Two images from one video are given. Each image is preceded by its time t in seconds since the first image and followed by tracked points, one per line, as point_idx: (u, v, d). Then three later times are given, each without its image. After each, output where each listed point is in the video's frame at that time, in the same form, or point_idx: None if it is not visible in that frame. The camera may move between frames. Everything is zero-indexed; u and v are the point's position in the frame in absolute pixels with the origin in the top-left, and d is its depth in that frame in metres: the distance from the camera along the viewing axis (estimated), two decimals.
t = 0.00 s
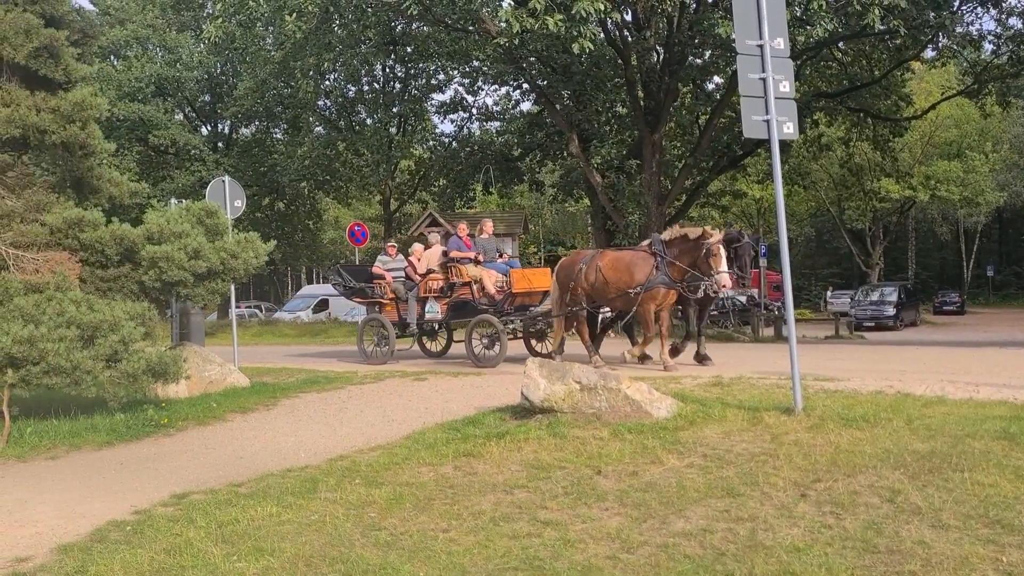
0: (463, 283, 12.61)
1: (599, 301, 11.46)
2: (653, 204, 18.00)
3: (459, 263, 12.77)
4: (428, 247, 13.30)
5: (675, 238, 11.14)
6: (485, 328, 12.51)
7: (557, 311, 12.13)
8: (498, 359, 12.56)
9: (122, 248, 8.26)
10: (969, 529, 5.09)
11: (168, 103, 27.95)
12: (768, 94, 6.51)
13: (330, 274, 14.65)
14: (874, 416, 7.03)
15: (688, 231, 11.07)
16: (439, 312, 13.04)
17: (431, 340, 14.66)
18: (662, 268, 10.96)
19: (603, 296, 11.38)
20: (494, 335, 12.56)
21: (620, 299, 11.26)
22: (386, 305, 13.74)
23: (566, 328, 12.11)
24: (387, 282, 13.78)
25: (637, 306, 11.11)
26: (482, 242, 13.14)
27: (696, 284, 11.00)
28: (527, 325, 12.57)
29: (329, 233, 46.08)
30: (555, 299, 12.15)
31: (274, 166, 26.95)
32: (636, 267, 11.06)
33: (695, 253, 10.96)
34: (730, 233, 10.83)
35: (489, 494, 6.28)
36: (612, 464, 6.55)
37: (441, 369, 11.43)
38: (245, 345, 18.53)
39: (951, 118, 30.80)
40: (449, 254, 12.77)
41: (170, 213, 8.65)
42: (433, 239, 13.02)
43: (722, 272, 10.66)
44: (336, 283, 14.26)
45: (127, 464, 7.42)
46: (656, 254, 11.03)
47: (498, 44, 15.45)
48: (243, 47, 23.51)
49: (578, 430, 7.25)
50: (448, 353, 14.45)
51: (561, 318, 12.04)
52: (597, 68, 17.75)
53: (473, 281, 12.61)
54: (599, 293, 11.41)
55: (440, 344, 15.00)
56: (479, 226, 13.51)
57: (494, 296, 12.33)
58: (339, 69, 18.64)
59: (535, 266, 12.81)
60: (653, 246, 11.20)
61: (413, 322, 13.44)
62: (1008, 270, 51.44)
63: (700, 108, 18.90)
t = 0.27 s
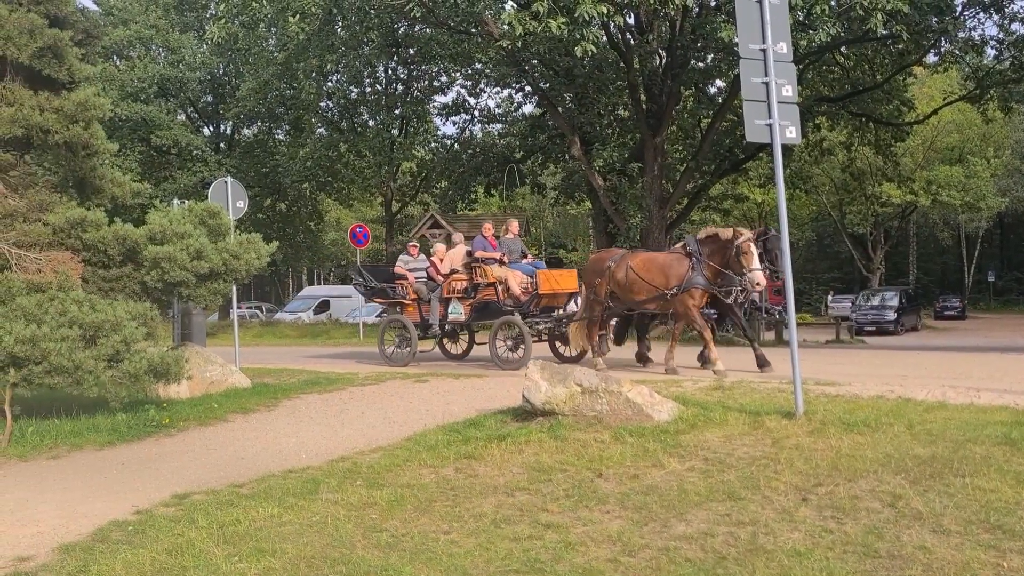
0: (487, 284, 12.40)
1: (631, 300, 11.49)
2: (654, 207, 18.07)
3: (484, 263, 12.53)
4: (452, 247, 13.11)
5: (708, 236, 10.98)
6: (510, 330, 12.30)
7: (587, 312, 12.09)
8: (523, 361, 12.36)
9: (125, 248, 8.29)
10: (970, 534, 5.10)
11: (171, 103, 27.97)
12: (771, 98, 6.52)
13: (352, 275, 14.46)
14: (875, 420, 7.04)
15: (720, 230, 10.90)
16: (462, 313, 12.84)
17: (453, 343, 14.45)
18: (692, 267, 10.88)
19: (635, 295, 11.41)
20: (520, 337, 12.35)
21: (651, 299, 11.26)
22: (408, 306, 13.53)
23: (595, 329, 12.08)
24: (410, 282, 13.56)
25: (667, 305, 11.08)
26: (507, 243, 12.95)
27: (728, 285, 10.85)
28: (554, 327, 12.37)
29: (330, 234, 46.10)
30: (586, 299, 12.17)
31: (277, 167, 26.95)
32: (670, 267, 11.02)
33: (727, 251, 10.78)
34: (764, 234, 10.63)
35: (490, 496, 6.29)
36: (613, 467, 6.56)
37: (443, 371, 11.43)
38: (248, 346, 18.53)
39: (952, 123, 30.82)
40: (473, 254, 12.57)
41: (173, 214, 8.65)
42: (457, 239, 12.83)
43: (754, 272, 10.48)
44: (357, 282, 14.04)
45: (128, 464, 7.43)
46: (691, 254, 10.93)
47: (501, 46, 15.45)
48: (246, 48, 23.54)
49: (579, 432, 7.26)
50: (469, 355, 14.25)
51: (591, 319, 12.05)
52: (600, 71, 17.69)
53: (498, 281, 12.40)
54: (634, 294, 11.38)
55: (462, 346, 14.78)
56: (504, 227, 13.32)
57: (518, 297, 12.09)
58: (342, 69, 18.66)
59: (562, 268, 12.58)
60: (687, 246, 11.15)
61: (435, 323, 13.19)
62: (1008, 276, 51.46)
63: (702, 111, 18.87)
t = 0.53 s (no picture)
0: (512, 285, 12.09)
1: (663, 303, 11.22)
2: (655, 209, 18.10)
3: (508, 263, 12.24)
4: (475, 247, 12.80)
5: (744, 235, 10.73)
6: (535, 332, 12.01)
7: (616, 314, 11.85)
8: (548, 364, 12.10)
9: (126, 250, 8.29)
10: (971, 536, 5.11)
11: (172, 105, 27.98)
12: (772, 100, 6.52)
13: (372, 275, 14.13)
14: (876, 422, 7.05)
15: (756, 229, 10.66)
16: (484, 314, 12.53)
17: (475, 344, 14.17)
18: (728, 268, 10.60)
19: (668, 298, 11.13)
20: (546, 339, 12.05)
21: (685, 302, 10.99)
22: (429, 308, 13.21)
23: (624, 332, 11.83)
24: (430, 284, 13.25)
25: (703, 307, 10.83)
26: (531, 242, 12.63)
27: (765, 286, 10.58)
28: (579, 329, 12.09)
29: (331, 235, 46.10)
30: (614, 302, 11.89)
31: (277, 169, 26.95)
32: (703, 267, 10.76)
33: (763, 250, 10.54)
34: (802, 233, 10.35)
35: (491, 498, 6.30)
36: (614, 469, 6.57)
37: (444, 372, 11.42)
38: (249, 348, 18.52)
39: (953, 125, 30.81)
40: (497, 254, 12.26)
41: (174, 216, 8.65)
42: (480, 239, 12.53)
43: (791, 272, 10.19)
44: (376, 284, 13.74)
45: (129, 466, 7.44)
46: (725, 253, 10.68)
47: (502, 48, 15.46)
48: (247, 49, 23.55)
49: (579, 434, 7.27)
50: (491, 357, 14.00)
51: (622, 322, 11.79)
52: (600, 73, 18.03)
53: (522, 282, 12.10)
54: (666, 294, 11.14)
55: (483, 348, 14.48)
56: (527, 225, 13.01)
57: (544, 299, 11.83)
58: (343, 71, 18.69)
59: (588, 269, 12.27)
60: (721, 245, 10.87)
61: (458, 326, 12.86)
62: (1009, 277, 51.44)
63: (702, 113, 18.87)
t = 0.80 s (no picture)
0: (535, 287, 12.02)
1: (694, 305, 11.31)
2: (653, 212, 18.08)
3: (532, 265, 12.12)
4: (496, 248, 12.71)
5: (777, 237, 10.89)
6: (559, 336, 11.88)
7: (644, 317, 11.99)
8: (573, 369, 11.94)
9: (125, 252, 8.30)
10: (969, 540, 5.12)
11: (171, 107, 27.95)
12: (770, 104, 6.53)
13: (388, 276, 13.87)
14: (874, 426, 7.06)
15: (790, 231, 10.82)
16: (506, 317, 12.43)
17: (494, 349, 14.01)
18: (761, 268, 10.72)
19: (699, 300, 11.22)
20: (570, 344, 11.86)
21: (716, 304, 11.06)
22: (449, 310, 13.05)
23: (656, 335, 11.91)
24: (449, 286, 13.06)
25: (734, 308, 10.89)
26: (553, 243, 12.58)
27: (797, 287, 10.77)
28: (605, 333, 11.98)
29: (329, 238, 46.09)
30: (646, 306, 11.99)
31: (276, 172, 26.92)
32: (732, 271, 10.85)
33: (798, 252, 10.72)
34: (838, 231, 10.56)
35: (489, 501, 6.31)
36: (612, 472, 6.58)
37: (443, 375, 11.41)
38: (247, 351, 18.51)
39: (951, 128, 30.87)
40: (520, 256, 12.17)
41: (173, 218, 8.66)
42: (502, 240, 12.38)
43: (830, 271, 10.33)
44: (393, 287, 13.48)
45: (128, 468, 7.44)
46: (756, 258, 10.75)
47: (501, 51, 15.47)
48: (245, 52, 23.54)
49: (577, 438, 7.28)
50: (511, 360, 13.85)
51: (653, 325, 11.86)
52: (599, 76, 18.15)
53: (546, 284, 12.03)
54: (694, 298, 11.26)
55: (504, 351, 14.27)
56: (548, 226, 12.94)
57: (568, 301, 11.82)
58: (342, 74, 18.68)
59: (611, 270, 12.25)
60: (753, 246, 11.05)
61: (479, 328, 12.74)
62: (1007, 280, 51.50)
63: (700, 116, 18.89)
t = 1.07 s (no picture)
0: (551, 289, 11.90)
1: (718, 310, 11.11)
2: (643, 215, 18.13)
3: (547, 266, 12.06)
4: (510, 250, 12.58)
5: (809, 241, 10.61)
6: (577, 338, 11.72)
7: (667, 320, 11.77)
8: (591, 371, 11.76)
9: (113, 254, 8.24)
10: (956, 542, 5.16)
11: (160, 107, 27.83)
12: (759, 108, 6.55)
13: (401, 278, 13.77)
14: (862, 428, 7.10)
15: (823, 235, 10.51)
16: (521, 319, 12.26)
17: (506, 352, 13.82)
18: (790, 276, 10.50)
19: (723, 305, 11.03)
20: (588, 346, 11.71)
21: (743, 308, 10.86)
22: (462, 312, 12.90)
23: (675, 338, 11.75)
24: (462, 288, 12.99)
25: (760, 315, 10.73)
26: (568, 244, 12.52)
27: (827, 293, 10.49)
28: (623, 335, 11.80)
29: (318, 239, 45.97)
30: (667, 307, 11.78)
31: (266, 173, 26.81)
32: (760, 275, 10.62)
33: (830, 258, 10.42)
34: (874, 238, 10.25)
35: (480, 503, 6.31)
36: (602, 475, 6.59)
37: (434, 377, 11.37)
38: (236, 352, 18.44)
39: (938, 132, 31.06)
40: (535, 257, 12.07)
41: (162, 220, 8.61)
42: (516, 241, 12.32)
43: (864, 284, 10.07)
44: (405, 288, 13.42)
45: (116, 471, 7.40)
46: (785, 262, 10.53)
47: (490, 54, 15.47)
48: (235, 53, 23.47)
49: (567, 440, 7.29)
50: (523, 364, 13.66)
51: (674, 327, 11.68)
52: (589, 78, 18.12)
53: (562, 286, 11.93)
54: (720, 300, 11.05)
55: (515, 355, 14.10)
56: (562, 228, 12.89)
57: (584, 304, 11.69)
58: (332, 76, 18.64)
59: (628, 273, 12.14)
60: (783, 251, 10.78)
61: (493, 331, 12.57)
62: (994, 283, 51.84)
63: (690, 119, 18.94)
